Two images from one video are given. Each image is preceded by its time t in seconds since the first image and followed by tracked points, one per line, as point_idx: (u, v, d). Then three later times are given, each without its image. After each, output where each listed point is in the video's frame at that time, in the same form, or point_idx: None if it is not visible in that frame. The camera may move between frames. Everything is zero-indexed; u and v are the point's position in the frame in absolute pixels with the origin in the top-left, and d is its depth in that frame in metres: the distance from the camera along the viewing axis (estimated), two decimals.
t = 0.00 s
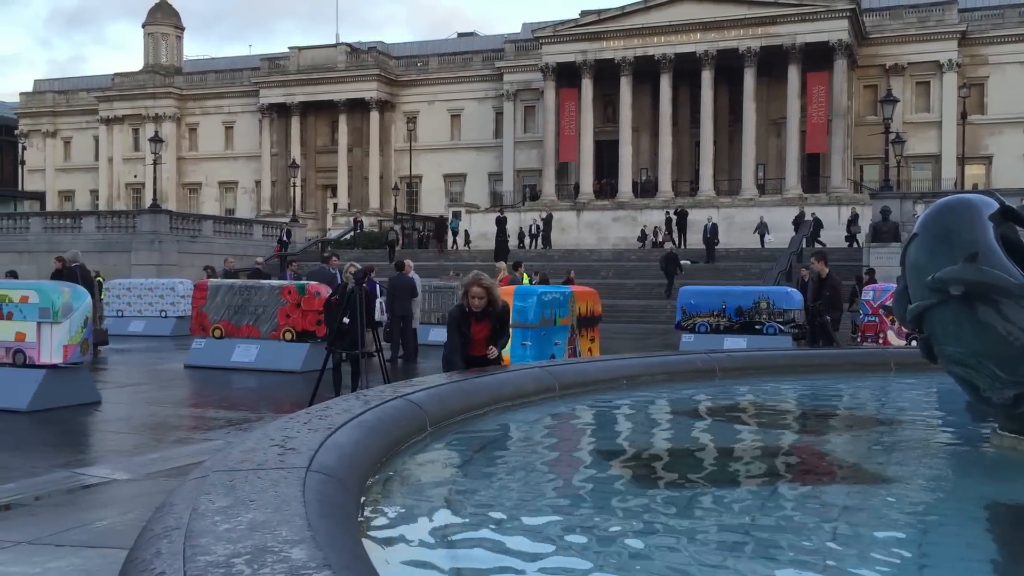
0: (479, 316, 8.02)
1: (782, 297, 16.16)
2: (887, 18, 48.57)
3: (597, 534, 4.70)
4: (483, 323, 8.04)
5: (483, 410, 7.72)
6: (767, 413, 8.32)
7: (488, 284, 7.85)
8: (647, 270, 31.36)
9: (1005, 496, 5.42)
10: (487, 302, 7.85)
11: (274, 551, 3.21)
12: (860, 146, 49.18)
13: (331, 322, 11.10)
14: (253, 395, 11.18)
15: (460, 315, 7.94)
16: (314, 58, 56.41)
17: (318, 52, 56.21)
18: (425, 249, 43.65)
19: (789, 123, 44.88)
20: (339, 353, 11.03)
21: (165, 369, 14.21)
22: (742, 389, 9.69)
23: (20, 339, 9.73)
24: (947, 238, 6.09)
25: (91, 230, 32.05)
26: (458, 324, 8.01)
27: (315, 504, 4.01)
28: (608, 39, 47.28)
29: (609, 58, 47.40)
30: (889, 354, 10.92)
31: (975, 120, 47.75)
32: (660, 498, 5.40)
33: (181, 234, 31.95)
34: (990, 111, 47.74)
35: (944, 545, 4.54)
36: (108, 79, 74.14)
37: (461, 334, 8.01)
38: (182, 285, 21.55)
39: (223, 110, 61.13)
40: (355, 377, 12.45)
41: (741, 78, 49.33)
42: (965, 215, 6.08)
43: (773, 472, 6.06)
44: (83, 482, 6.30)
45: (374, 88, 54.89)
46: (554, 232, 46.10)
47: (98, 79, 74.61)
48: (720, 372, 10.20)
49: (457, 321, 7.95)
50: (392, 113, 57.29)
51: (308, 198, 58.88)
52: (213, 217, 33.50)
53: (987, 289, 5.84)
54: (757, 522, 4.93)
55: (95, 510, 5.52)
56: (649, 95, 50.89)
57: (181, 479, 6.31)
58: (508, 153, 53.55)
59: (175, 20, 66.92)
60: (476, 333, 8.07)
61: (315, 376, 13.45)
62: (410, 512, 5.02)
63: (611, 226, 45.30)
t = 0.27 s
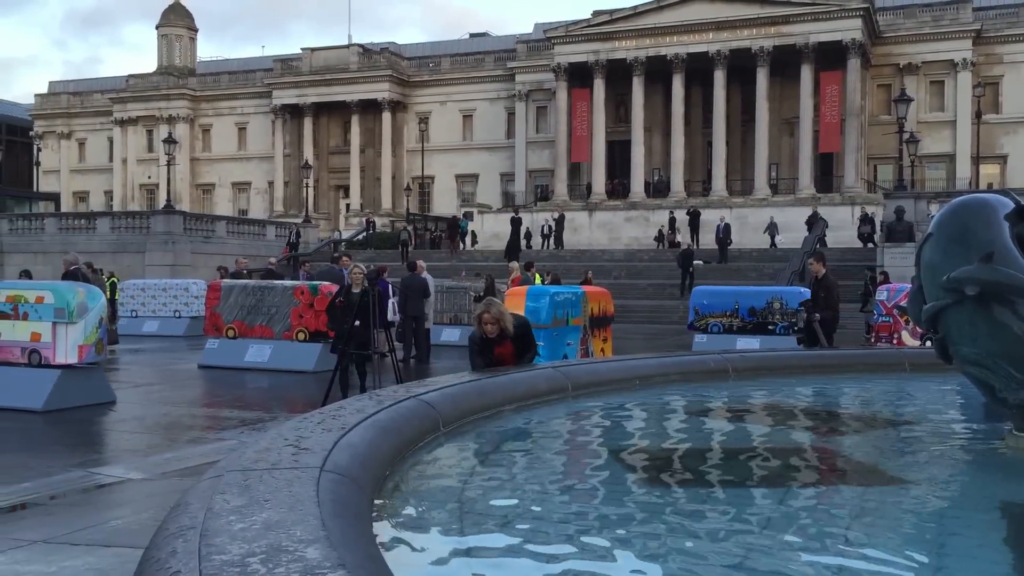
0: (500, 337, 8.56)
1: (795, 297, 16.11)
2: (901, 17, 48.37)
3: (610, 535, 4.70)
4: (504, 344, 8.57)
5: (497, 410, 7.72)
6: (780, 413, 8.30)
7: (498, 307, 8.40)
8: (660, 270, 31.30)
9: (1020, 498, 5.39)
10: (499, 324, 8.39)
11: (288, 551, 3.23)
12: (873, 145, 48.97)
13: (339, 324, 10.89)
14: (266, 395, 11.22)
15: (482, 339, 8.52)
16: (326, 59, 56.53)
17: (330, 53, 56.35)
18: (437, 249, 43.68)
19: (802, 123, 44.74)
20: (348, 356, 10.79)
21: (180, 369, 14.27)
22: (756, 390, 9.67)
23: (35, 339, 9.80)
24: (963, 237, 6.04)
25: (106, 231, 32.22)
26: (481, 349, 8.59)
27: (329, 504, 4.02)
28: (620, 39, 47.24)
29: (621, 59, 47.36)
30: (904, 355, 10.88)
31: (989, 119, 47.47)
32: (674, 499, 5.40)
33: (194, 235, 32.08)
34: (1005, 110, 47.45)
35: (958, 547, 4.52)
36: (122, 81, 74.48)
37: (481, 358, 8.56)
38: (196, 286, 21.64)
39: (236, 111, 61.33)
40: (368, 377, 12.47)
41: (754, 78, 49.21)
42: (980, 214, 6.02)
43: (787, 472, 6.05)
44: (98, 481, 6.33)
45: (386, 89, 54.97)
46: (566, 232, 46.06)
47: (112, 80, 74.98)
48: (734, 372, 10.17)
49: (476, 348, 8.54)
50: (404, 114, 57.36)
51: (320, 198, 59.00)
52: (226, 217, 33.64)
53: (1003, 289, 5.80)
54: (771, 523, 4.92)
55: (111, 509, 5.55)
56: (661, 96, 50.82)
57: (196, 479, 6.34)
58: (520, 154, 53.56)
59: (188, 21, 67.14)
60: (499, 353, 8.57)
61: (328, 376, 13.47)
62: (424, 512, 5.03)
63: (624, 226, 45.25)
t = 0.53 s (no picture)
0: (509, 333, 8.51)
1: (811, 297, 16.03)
2: (917, 16, 48.16)
3: (625, 537, 4.68)
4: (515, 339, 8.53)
5: (511, 410, 7.72)
6: (795, 414, 8.27)
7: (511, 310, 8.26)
8: (675, 270, 31.24)
9: None
10: (509, 326, 8.34)
11: (304, 551, 3.24)
12: (888, 144, 48.70)
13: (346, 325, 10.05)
14: (281, 395, 11.25)
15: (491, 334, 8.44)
16: (340, 60, 56.69)
17: (345, 54, 56.48)
18: (451, 249, 43.72)
19: (817, 123, 44.58)
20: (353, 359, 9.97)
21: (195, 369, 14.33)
22: (771, 391, 9.64)
23: (52, 340, 9.84)
24: (980, 238, 5.97)
25: (122, 232, 32.38)
26: (493, 336, 8.71)
27: (344, 504, 4.02)
28: (634, 39, 47.17)
29: (636, 58, 47.31)
30: (921, 354, 10.81)
31: (1006, 118, 47.14)
32: (687, 500, 5.39)
33: (210, 236, 32.21)
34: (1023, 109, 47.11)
35: (976, 549, 4.49)
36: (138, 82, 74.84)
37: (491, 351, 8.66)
38: (211, 286, 21.76)
39: (251, 112, 61.55)
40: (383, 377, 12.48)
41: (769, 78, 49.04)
42: (997, 212, 5.93)
43: (801, 474, 6.03)
44: (114, 480, 6.37)
45: (400, 90, 55.06)
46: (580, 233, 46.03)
47: (129, 83, 75.39)
48: (748, 373, 10.13)
49: (486, 345, 8.57)
50: (418, 115, 57.45)
51: (335, 199, 59.13)
52: (241, 218, 33.76)
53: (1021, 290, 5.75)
54: (788, 523, 4.90)
55: (127, 508, 5.58)
56: (675, 96, 50.73)
57: (212, 479, 6.36)
58: (534, 154, 53.52)
59: (203, 23, 67.39)
60: (510, 347, 8.66)
61: (342, 376, 13.51)
62: (439, 512, 5.04)
63: (637, 227, 45.16)
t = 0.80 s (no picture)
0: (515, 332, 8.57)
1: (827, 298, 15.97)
2: (934, 15, 47.91)
3: (640, 537, 4.68)
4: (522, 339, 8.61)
5: (526, 411, 7.72)
6: (811, 415, 8.24)
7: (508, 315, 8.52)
8: (689, 271, 31.17)
9: None
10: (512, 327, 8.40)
11: (321, 550, 3.24)
12: (905, 145, 48.43)
13: (356, 327, 9.78)
14: (297, 396, 11.30)
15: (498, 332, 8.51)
16: (355, 62, 56.87)
17: (359, 55, 56.67)
18: (465, 250, 43.77)
19: (833, 123, 44.41)
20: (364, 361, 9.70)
21: (211, 369, 14.40)
22: (787, 392, 9.59)
23: (70, 340, 9.91)
24: (1000, 239, 5.88)
25: (138, 233, 32.56)
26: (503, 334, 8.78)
27: (361, 505, 4.04)
28: (648, 40, 47.09)
29: (650, 59, 47.23)
30: (938, 357, 10.73)
31: None
32: (702, 501, 5.38)
33: (225, 237, 32.35)
34: None
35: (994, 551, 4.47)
36: (154, 84, 75.28)
37: (503, 348, 8.99)
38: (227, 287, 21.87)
39: (266, 114, 61.80)
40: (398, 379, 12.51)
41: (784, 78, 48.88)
42: (1015, 212, 5.83)
43: (817, 475, 6.00)
44: (131, 480, 6.41)
45: (414, 91, 55.17)
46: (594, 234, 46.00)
47: (145, 85, 75.84)
48: (764, 374, 10.09)
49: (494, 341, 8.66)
50: (433, 116, 57.53)
51: (349, 200, 59.28)
52: (257, 219, 33.90)
53: None
54: (804, 525, 4.89)
55: (145, 508, 5.61)
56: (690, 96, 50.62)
57: (229, 479, 6.39)
58: (548, 155, 53.49)
59: (219, 25, 67.67)
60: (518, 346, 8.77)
61: (357, 376, 13.55)
62: (455, 513, 5.04)
63: (652, 227, 45.08)
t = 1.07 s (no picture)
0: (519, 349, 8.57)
1: (842, 299, 15.91)
2: (950, 15, 47.68)
3: (654, 539, 4.67)
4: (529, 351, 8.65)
5: (540, 411, 7.72)
6: (826, 417, 8.21)
7: (505, 344, 8.24)
8: (703, 272, 31.09)
9: None
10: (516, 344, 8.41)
11: (336, 550, 3.26)
12: (921, 145, 48.10)
13: (368, 326, 9.74)
14: (311, 396, 11.34)
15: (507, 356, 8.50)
16: (369, 63, 57.01)
17: (374, 56, 56.81)
18: (480, 251, 43.79)
19: (849, 123, 44.20)
20: (374, 362, 9.67)
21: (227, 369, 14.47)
22: (802, 393, 9.55)
23: (87, 340, 9.98)
24: (1016, 239, 5.68)
25: (154, 233, 32.71)
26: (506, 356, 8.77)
27: (376, 505, 4.05)
28: (663, 40, 47.02)
29: (664, 59, 47.14)
30: (955, 358, 10.65)
31: None
32: (717, 502, 5.37)
33: (240, 238, 32.49)
34: None
35: (1010, 554, 4.44)
36: (170, 86, 75.68)
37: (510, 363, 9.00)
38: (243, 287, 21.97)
39: (281, 115, 62.03)
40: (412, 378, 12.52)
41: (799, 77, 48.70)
42: None
43: (833, 477, 5.98)
44: (148, 480, 6.45)
45: (429, 92, 55.27)
46: (608, 234, 45.94)
47: (161, 86, 76.25)
48: (779, 375, 10.05)
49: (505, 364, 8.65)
50: (447, 117, 57.59)
51: (364, 201, 59.40)
52: (272, 220, 34.04)
53: None
54: (819, 526, 4.87)
55: (162, 507, 5.64)
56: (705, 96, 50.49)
57: (245, 478, 6.42)
58: (562, 155, 53.45)
59: (235, 27, 67.92)
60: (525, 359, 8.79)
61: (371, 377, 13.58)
62: (469, 513, 5.05)
63: (666, 228, 44.98)
